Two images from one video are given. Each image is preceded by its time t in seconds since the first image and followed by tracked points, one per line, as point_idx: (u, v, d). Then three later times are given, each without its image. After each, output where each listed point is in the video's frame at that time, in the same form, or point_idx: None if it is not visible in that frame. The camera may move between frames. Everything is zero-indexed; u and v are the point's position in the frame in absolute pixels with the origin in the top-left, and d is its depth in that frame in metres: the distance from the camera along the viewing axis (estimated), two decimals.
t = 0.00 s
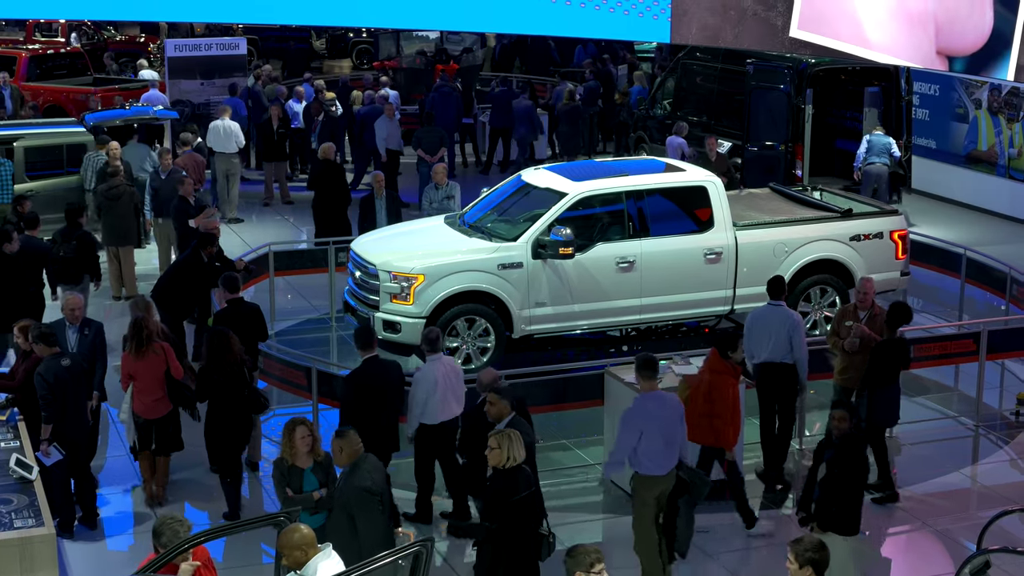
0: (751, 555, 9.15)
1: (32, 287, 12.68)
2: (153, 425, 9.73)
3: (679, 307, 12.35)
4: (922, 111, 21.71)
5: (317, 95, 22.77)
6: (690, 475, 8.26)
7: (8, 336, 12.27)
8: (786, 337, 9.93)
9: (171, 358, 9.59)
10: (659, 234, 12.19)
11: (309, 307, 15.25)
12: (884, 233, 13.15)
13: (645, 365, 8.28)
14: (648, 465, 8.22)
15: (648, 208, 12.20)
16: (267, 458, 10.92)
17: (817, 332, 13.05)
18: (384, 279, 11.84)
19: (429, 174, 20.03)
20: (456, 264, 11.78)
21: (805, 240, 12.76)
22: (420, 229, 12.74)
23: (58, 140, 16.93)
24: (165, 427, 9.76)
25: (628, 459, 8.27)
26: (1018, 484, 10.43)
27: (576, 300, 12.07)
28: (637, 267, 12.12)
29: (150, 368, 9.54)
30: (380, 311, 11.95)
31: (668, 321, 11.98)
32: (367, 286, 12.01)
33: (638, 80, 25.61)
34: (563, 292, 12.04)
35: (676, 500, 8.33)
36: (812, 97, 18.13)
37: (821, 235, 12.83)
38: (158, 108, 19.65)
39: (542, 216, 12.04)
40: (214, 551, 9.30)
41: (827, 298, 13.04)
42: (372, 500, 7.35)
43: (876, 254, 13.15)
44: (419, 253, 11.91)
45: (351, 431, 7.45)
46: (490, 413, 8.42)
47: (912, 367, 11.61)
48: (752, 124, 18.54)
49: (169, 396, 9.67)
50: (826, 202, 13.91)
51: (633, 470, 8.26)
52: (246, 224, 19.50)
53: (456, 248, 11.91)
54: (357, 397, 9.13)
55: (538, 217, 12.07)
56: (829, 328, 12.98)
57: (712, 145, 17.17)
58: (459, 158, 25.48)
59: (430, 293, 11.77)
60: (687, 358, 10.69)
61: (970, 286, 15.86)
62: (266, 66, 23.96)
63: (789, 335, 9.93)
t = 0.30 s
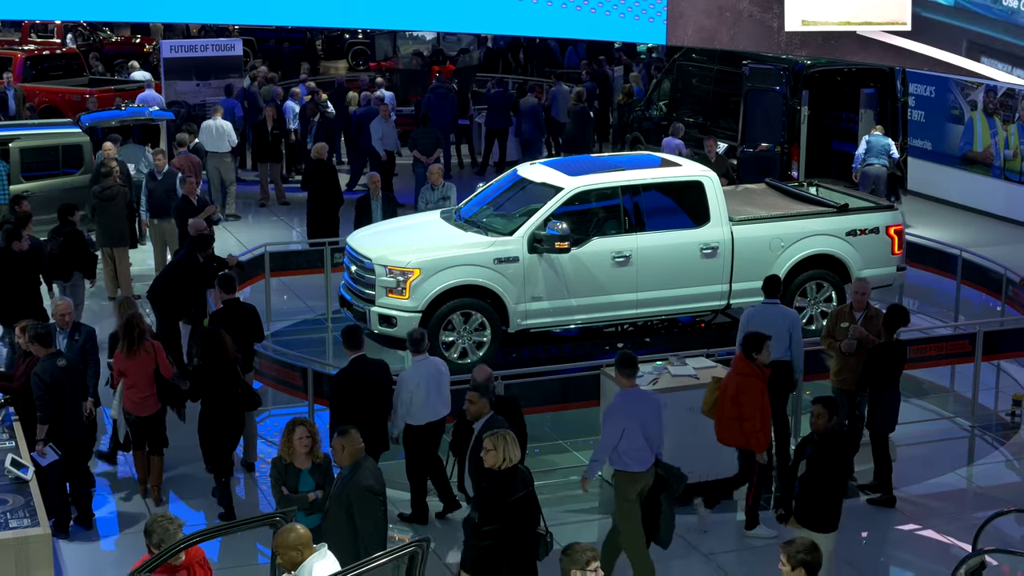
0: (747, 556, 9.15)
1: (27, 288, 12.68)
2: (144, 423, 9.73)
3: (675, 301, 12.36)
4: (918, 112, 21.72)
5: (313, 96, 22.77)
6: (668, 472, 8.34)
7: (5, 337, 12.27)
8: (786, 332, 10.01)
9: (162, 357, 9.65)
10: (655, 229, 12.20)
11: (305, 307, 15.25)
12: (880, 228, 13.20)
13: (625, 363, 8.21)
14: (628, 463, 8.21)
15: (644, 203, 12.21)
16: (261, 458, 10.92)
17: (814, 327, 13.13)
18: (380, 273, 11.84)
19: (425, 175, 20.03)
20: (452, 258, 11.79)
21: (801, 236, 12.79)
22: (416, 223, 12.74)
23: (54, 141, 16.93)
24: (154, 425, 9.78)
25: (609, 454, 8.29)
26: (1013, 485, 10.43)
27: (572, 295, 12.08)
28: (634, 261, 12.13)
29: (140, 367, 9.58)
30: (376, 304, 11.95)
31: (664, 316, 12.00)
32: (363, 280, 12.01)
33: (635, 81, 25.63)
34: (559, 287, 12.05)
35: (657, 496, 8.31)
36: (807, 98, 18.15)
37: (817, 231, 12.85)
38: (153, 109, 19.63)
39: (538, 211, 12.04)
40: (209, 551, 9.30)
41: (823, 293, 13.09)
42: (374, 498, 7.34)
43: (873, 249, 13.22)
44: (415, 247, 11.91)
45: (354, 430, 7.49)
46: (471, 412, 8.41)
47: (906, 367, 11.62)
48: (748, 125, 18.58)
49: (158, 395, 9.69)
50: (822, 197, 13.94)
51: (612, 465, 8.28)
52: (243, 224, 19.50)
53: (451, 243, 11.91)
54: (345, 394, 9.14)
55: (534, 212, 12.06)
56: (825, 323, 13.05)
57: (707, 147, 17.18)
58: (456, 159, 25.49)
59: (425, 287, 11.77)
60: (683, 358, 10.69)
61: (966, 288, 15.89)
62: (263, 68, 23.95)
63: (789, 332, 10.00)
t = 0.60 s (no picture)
0: (747, 558, 9.14)
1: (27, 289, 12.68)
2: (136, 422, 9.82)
3: (675, 297, 12.37)
4: (918, 114, 21.72)
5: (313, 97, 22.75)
6: (647, 466, 8.24)
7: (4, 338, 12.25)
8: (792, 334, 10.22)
9: (153, 356, 9.74)
10: (656, 225, 12.20)
11: (304, 308, 15.25)
12: (881, 225, 13.21)
13: (614, 357, 8.30)
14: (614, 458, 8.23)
15: (645, 200, 12.21)
16: (259, 459, 10.90)
17: (815, 324, 13.12)
18: (380, 268, 11.84)
19: (425, 176, 20.03)
20: (451, 253, 11.79)
21: (802, 232, 12.78)
22: (415, 219, 12.75)
23: (54, 141, 16.92)
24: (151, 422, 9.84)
25: (607, 452, 8.23)
26: (1013, 488, 10.43)
27: (573, 290, 12.08)
28: (634, 257, 12.13)
29: (131, 366, 9.66)
30: (376, 300, 11.95)
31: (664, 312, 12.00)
32: (363, 275, 12.00)
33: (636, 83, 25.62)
34: (560, 283, 12.05)
35: (637, 492, 8.23)
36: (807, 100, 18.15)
37: (817, 227, 12.84)
38: (154, 110, 19.64)
39: (538, 206, 12.03)
40: (209, 552, 9.29)
41: (823, 290, 13.09)
42: (376, 497, 7.31)
43: (873, 245, 13.21)
44: (415, 242, 11.91)
45: (358, 431, 7.56)
46: (444, 411, 8.16)
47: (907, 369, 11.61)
48: (748, 126, 18.57)
49: (150, 394, 9.77)
50: (822, 193, 13.93)
51: (610, 464, 8.24)
52: (242, 225, 19.50)
53: (451, 238, 11.91)
54: (336, 392, 9.25)
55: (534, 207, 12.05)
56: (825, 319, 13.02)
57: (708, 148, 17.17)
58: (455, 160, 25.50)
59: (425, 283, 11.79)
60: (683, 360, 10.67)
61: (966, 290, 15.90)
62: (263, 69, 23.93)
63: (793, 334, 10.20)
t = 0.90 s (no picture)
0: (742, 552, 9.16)
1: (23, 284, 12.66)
2: (129, 413, 9.87)
3: (671, 286, 12.38)
4: (914, 109, 21.73)
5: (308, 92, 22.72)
6: (634, 457, 8.46)
7: None
8: (792, 325, 10.41)
9: (144, 346, 9.86)
10: (652, 214, 12.21)
11: (300, 303, 15.24)
12: (877, 214, 13.22)
13: (598, 345, 8.30)
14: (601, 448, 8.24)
15: (641, 189, 12.21)
16: (255, 453, 10.91)
17: (810, 313, 13.12)
18: (376, 256, 11.85)
19: (421, 170, 20.01)
20: (447, 242, 11.79)
21: (797, 221, 12.79)
22: (410, 207, 12.77)
23: (48, 136, 16.90)
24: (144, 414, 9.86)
25: (590, 442, 8.26)
26: (1009, 482, 10.45)
27: (570, 278, 12.08)
28: (630, 246, 12.13)
29: (122, 356, 9.77)
30: (372, 288, 11.96)
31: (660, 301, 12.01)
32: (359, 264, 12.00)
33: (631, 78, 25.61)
34: (556, 271, 12.06)
35: (626, 483, 8.45)
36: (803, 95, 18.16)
37: (812, 216, 12.85)
38: (149, 104, 19.60)
39: (534, 195, 12.04)
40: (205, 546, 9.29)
41: (819, 279, 13.10)
42: (371, 490, 7.30)
43: (869, 234, 13.22)
44: (411, 230, 11.92)
45: (355, 423, 7.56)
46: (418, 402, 8.14)
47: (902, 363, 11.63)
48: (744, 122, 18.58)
49: (142, 384, 9.87)
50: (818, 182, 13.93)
51: (591, 453, 8.29)
52: (238, 220, 19.49)
53: (447, 227, 11.92)
54: (325, 383, 9.29)
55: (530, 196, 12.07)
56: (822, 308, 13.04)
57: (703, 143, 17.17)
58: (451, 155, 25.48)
59: (422, 270, 11.79)
60: (679, 354, 10.66)
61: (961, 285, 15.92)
62: (259, 63, 23.89)
63: (793, 324, 10.40)
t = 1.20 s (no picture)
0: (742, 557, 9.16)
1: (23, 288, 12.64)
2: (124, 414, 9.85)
3: (672, 284, 12.37)
4: (914, 112, 21.73)
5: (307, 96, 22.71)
6: (630, 460, 8.39)
7: None
8: (796, 324, 10.49)
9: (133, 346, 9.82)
10: (652, 212, 12.20)
11: (301, 307, 15.24)
12: (877, 212, 13.22)
13: (588, 348, 8.32)
14: (591, 447, 8.30)
15: (641, 187, 12.20)
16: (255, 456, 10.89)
17: (811, 311, 13.11)
18: (376, 254, 11.85)
19: (420, 174, 20.00)
20: (447, 240, 11.79)
21: (796, 219, 12.78)
22: (411, 205, 12.77)
23: (48, 140, 16.88)
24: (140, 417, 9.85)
25: (574, 440, 8.32)
26: (1009, 485, 10.44)
27: (570, 276, 12.08)
28: (630, 244, 12.12)
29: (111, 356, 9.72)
30: (373, 286, 11.96)
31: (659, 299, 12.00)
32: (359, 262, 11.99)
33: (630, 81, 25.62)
34: (556, 269, 12.05)
35: (622, 486, 8.39)
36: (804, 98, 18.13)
37: (812, 214, 12.85)
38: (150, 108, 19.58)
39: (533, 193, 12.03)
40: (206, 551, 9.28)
41: (819, 277, 13.10)
42: (369, 495, 7.28)
43: (868, 233, 13.22)
44: (410, 228, 11.91)
45: (356, 429, 7.56)
46: (403, 404, 8.12)
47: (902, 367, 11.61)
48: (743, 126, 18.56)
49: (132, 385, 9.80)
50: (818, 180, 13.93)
51: (574, 449, 8.37)
52: (237, 224, 19.49)
53: (447, 224, 11.92)
54: (315, 386, 9.24)
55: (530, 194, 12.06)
56: (822, 306, 13.04)
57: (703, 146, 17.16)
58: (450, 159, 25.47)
59: (422, 268, 11.80)
60: (678, 358, 10.65)
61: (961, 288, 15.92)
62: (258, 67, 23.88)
63: (798, 324, 10.49)
